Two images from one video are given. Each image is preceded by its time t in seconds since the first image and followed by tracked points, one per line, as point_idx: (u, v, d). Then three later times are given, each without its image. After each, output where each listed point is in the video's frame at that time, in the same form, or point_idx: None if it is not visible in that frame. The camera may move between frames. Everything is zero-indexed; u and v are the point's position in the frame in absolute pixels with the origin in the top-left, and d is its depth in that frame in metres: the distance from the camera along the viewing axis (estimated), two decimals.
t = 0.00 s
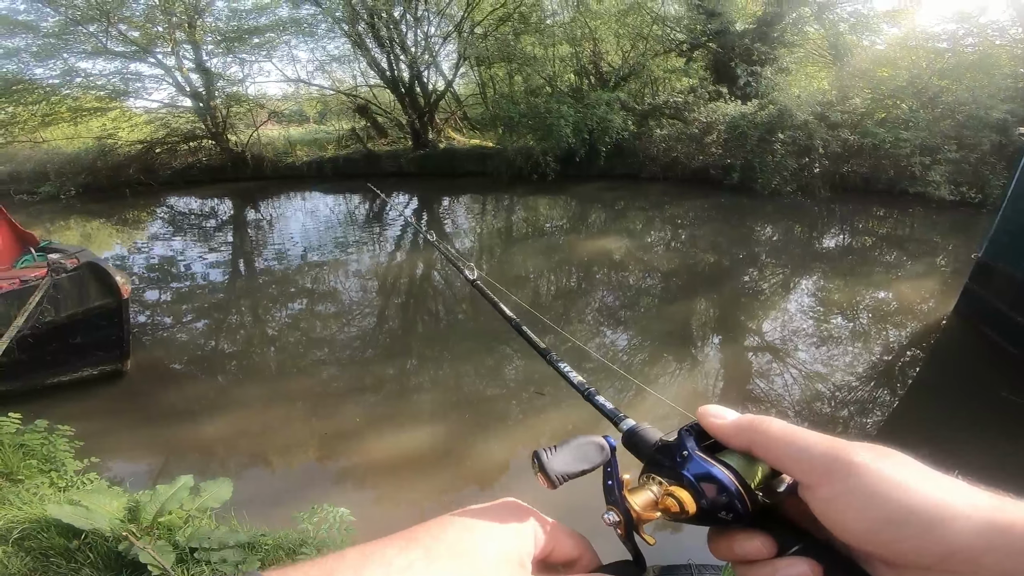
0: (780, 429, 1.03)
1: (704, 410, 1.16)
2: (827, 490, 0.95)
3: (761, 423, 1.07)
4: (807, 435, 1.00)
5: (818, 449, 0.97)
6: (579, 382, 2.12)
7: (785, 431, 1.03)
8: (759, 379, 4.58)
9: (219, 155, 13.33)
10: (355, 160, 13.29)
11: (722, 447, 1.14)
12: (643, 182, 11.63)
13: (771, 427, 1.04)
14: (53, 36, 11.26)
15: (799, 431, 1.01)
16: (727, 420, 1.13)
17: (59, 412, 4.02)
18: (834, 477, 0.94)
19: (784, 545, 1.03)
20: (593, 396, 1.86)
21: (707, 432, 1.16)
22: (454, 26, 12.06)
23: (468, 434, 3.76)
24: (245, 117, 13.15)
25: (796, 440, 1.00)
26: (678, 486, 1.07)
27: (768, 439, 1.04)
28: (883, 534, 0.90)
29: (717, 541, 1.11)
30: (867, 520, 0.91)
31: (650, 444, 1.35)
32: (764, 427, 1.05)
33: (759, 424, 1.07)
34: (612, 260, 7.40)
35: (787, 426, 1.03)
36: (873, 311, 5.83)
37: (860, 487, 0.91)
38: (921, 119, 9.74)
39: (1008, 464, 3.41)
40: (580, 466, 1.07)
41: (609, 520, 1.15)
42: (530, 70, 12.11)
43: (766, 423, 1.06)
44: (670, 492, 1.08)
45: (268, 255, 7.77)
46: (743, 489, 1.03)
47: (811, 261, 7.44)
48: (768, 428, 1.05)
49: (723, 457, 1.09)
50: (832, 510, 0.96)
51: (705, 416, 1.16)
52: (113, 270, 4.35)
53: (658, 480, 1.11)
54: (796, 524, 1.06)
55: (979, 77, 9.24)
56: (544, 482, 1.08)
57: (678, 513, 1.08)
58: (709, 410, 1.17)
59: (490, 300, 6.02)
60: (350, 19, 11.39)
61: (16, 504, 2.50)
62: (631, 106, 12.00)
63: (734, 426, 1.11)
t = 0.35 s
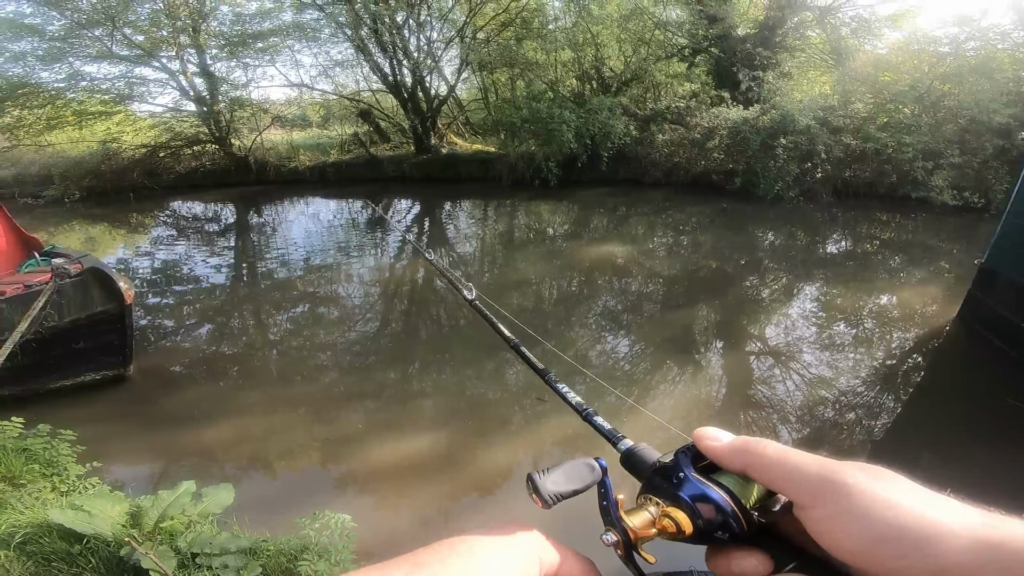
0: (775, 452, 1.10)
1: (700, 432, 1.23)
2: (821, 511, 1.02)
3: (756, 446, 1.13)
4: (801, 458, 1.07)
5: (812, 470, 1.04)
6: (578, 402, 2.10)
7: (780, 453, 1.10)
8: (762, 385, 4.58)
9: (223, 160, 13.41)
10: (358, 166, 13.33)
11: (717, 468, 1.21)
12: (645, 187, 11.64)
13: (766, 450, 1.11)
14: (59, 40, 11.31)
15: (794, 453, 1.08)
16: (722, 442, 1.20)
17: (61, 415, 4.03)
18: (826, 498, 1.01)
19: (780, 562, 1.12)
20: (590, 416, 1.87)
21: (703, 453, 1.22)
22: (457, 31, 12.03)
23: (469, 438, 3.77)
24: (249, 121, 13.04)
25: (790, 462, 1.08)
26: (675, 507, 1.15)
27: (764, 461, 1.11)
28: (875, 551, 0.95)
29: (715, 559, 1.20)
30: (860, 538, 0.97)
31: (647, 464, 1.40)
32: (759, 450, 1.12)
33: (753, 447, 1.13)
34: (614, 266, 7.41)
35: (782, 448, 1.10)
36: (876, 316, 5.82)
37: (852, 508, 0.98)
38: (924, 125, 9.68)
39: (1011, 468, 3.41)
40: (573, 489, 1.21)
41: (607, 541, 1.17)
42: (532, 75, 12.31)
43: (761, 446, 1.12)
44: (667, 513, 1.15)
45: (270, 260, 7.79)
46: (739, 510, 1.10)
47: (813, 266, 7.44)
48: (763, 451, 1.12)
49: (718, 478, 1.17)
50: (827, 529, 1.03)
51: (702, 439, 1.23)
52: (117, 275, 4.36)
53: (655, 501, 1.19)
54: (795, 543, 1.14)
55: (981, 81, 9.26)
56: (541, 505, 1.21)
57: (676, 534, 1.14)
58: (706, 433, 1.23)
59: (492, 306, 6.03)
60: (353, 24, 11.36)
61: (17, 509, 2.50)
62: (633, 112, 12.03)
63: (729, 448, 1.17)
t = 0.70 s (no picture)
0: (779, 460, 1.11)
1: (707, 441, 1.23)
2: (829, 521, 1.02)
3: (762, 455, 1.13)
4: (808, 467, 1.07)
5: (819, 479, 1.04)
6: (583, 411, 2.10)
7: (787, 462, 1.10)
8: (766, 390, 4.56)
9: (227, 164, 13.46)
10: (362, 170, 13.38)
11: (724, 478, 1.20)
12: (649, 193, 11.64)
13: (772, 459, 1.11)
14: (66, 44, 11.39)
15: (800, 462, 1.09)
16: (730, 451, 1.19)
17: (65, 419, 4.04)
18: (835, 507, 1.01)
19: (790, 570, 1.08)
20: (596, 425, 1.86)
21: (710, 462, 1.22)
22: (460, 36, 12.14)
23: (473, 444, 3.77)
24: (253, 126, 13.24)
25: (798, 471, 1.08)
26: (683, 517, 1.14)
27: (771, 471, 1.11)
28: (887, 558, 0.96)
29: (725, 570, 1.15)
30: (872, 547, 0.97)
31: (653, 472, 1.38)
32: (766, 459, 1.11)
33: (760, 456, 1.13)
34: (618, 271, 7.40)
35: (788, 456, 1.11)
36: (881, 322, 5.79)
37: (862, 516, 0.98)
38: (928, 128, 9.69)
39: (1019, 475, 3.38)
40: (577, 499, 1.21)
41: (615, 552, 1.15)
42: (536, 80, 12.27)
43: (767, 455, 1.12)
44: (675, 523, 1.14)
45: (274, 265, 7.81)
46: (747, 517, 1.09)
47: (817, 272, 7.41)
48: (769, 461, 1.12)
49: (726, 487, 1.16)
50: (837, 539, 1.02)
51: (708, 448, 1.22)
52: (122, 281, 4.38)
53: (664, 513, 1.18)
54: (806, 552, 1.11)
55: (986, 84, 9.22)
56: (546, 516, 1.20)
57: (684, 543, 1.13)
58: (712, 442, 1.23)
59: (495, 311, 6.04)
60: (357, 29, 11.44)
61: (19, 513, 2.51)
62: (636, 117, 11.99)
63: (735, 457, 1.17)
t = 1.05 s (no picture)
0: (794, 463, 1.06)
1: (718, 444, 1.20)
2: (844, 526, 0.95)
3: (775, 458, 1.09)
4: (823, 470, 1.02)
5: (832, 482, 0.99)
6: (590, 411, 2.09)
7: (801, 465, 1.05)
8: (769, 397, 4.54)
9: (232, 167, 13.56)
10: (366, 175, 13.45)
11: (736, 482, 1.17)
12: (652, 198, 11.65)
13: (786, 462, 1.07)
14: (74, 46, 11.48)
15: (815, 465, 1.04)
16: (741, 454, 1.16)
17: (66, 422, 4.05)
18: (848, 512, 0.95)
19: None
20: (603, 426, 1.84)
21: (721, 465, 1.19)
22: (463, 41, 12.18)
23: (474, 449, 3.76)
24: (258, 129, 13.33)
25: (812, 474, 1.03)
26: (692, 522, 1.12)
27: (784, 474, 1.06)
28: (901, 567, 0.87)
29: None
30: (885, 552, 0.89)
31: (661, 475, 1.37)
32: (779, 462, 1.07)
33: (773, 459, 1.09)
34: (620, 277, 7.40)
35: (804, 460, 1.06)
36: (884, 328, 5.76)
37: (877, 521, 0.91)
38: (932, 133, 9.66)
39: None
40: (582, 501, 1.20)
41: (621, 555, 1.13)
42: (539, 84, 12.13)
43: (781, 458, 1.08)
44: (683, 528, 1.11)
45: (277, 269, 7.83)
46: (758, 522, 1.05)
47: (821, 278, 7.39)
48: (783, 464, 1.07)
49: (737, 490, 1.14)
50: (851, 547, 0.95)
51: (720, 451, 1.20)
52: (124, 283, 4.40)
53: (673, 517, 1.15)
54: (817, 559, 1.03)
55: (990, 89, 9.20)
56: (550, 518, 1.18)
57: (692, 548, 1.10)
58: (724, 445, 1.20)
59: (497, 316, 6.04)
60: (362, 33, 11.49)
61: (18, 515, 2.51)
62: (639, 122, 11.98)
63: (747, 460, 1.14)
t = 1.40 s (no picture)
0: (780, 467, 0.98)
1: (708, 449, 1.13)
2: (832, 530, 0.88)
3: (761, 463, 1.02)
4: (811, 476, 0.94)
5: (819, 487, 0.91)
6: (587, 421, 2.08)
7: (789, 471, 0.97)
8: (769, 399, 4.53)
9: (235, 167, 13.62)
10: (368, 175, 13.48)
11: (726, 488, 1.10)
12: (654, 199, 11.64)
13: (773, 467, 0.99)
14: (78, 46, 11.50)
15: (803, 471, 0.95)
16: (730, 459, 1.08)
17: (66, 420, 4.05)
18: (835, 518, 0.87)
19: None
20: (601, 436, 1.83)
21: (711, 471, 1.11)
22: (466, 42, 12.16)
23: (474, 450, 3.76)
24: (261, 129, 13.37)
25: (799, 479, 0.95)
26: (683, 527, 1.03)
27: (771, 479, 0.98)
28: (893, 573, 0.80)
29: None
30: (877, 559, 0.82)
31: (655, 482, 1.33)
32: (766, 466, 1.00)
33: (760, 464, 1.01)
34: (621, 278, 7.40)
35: (790, 465, 0.98)
36: (886, 331, 5.75)
37: (865, 525, 0.84)
38: (935, 135, 9.62)
39: None
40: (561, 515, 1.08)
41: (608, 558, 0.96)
42: (541, 85, 12.09)
43: (767, 463, 1.00)
44: (673, 531, 1.02)
45: (279, 269, 7.84)
46: (748, 526, 0.98)
47: (823, 280, 7.37)
48: (770, 470, 0.99)
49: (727, 495, 1.07)
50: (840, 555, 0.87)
51: (708, 455, 1.12)
52: (126, 282, 4.41)
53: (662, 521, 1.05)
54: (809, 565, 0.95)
55: (994, 91, 9.15)
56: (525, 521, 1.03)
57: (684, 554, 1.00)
58: (713, 449, 1.12)
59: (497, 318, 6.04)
60: (364, 33, 11.52)
61: (15, 511, 2.52)
62: (641, 122, 11.97)
63: (734, 464, 1.06)
